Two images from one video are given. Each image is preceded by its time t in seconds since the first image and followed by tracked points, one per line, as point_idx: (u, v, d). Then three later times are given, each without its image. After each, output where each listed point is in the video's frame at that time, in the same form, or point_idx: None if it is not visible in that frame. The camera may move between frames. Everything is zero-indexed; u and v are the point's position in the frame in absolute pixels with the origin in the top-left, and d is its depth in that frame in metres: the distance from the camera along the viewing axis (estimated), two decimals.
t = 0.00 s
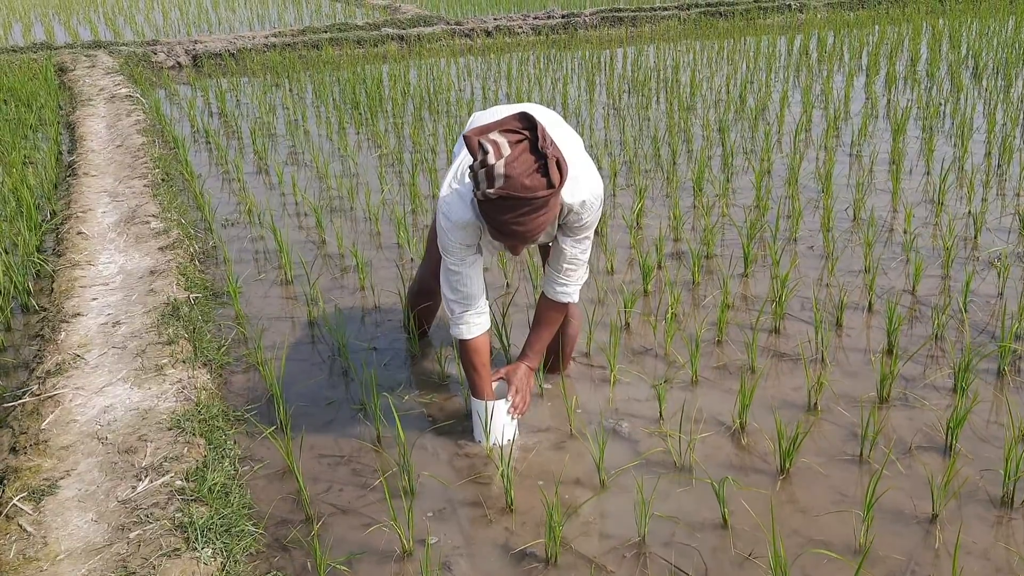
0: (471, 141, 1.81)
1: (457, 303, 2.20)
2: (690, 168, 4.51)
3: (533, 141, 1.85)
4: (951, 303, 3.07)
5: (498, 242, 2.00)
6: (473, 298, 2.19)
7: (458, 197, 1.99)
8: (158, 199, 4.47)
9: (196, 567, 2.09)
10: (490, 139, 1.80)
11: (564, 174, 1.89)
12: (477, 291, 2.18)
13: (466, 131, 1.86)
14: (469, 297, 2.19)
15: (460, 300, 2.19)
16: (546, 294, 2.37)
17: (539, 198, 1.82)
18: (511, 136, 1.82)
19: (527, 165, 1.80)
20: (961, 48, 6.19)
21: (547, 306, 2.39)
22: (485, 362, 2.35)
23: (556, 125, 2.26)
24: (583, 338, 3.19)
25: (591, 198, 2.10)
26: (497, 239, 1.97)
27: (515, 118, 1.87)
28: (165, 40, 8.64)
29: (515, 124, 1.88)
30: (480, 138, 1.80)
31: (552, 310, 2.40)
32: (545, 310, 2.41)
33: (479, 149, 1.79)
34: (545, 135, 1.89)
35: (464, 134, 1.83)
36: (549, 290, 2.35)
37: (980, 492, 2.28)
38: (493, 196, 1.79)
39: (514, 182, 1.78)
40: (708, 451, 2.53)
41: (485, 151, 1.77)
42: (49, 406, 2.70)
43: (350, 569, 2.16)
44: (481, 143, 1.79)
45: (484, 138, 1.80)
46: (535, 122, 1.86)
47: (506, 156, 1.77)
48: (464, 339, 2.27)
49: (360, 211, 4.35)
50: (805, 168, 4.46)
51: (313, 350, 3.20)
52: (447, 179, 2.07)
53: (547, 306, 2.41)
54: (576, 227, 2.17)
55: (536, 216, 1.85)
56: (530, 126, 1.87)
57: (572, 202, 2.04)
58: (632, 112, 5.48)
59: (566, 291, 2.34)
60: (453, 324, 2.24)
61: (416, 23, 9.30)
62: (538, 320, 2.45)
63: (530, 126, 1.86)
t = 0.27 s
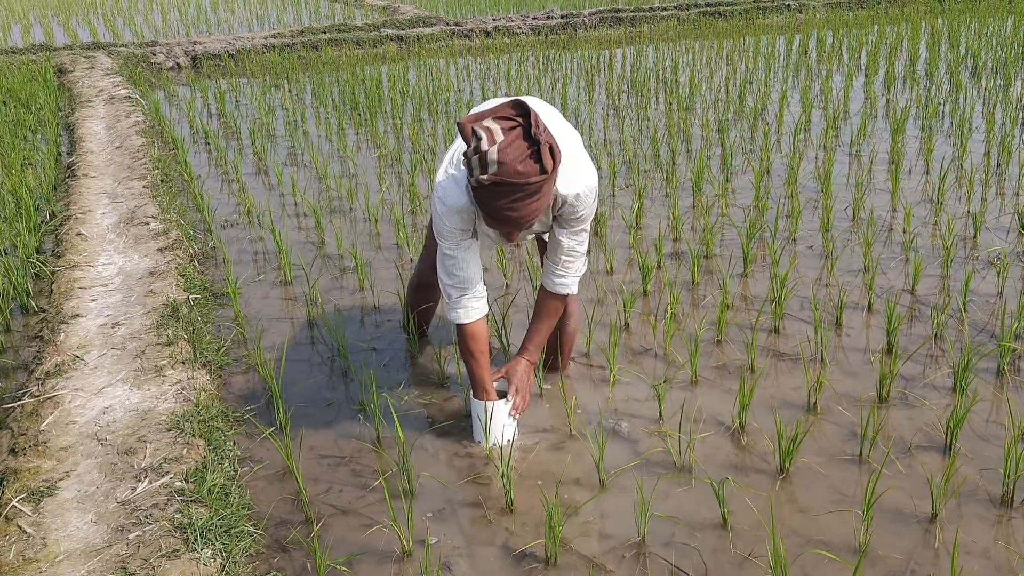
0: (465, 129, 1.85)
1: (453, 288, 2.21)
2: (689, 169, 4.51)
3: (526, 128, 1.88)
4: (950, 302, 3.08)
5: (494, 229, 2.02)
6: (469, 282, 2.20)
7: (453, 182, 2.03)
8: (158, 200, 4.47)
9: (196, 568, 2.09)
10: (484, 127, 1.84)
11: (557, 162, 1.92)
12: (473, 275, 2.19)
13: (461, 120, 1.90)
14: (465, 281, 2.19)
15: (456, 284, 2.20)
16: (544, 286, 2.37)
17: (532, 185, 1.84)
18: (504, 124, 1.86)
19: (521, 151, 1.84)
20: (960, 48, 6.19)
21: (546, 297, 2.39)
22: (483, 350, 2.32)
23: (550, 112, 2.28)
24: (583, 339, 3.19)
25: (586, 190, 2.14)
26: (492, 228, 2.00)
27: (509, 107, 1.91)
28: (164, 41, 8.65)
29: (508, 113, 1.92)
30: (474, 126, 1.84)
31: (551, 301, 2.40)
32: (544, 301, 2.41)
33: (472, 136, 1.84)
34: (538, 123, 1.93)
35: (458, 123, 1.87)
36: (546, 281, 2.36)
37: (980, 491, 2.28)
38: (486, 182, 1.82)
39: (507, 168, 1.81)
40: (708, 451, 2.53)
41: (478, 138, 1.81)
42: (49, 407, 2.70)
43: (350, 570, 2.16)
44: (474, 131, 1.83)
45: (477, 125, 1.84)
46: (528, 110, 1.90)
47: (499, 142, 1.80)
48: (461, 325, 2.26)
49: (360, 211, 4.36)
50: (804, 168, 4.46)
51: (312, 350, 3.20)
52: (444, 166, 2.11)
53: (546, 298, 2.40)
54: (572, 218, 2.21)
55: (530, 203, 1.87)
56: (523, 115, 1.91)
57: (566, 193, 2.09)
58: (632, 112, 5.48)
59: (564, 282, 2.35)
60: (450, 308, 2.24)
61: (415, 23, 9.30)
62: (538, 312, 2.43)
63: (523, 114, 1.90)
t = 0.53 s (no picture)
0: (458, 102, 1.88)
1: (440, 264, 2.24)
2: (688, 169, 4.51)
3: (519, 103, 1.91)
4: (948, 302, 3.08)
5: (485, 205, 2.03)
6: (456, 258, 2.23)
7: (441, 157, 2.11)
8: (156, 202, 4.47)
9: (194, 570, 2.08)
10: (476, 99, 1.86)
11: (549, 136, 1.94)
12: (460, 250, 2.22)
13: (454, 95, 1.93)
14: (452, 257, 2.22)
15: (442, 259, 2.23)
16: (550, 267, 2.40)
17: (523, 157, 1.86)
18: (497, 98, 1.89)
19: (512, 124, 1.86)
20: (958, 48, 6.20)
21: (552, 278, 2.41)
22: (470, 328, 2.30)
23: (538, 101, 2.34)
24: (581, 339, 3.19)
25: (580, 174, 2.17)
26: (483, 204, 2.01)
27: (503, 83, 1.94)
28: (162, 43, 8.65)
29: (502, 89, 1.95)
30: (466, 98, 1.87)
31: (559, 281, 2.41)
32: (550, 282, 2.43)
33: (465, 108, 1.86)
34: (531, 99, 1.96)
35: (451, 96, 1.90)
36: (552, 263, 2.38)
37: (978, 491, 2.28)
38: (477, 153, 1.84)
39: (498, 140, 1.83)
40: (706, 451, 2.54)
41: (471, 110, 1.84)
42: (47, 409, 2.69)
43: (349, 571, 2.16)
44: (467, 103, 1.86)
45: (470, 98, 1.87)
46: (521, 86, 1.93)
47: (491, 114, 1.83)
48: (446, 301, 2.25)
49: (358, 213, 4.35)
50: (802, 168, 4.47)
51: (311, 351, 3.20)
52: (433, 145, 2.21)
53: (553, 279, 2.43)
54: (568, 203, 2.24)
55: (520, 176, 1.89)
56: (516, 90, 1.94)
57: (560, 176, 2.12)
58: (630, 113, 5.48)
59: (569, 263, 2.37)
60: (437, 285, 2.25)
61: (413, 23, 9.30)
62: (545, 292, 2.45)
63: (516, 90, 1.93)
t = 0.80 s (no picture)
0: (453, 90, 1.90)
1: (408, 250, 2.26)
2: (687, 169, 4.52)
3: (514, 92, 1.92)
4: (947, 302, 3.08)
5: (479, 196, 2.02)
6: (424, 249, 2.25)
7: (432, 147, 2.15)
8: (155, 203, 4.47)
9: (194, 571, 2.08)
10: (472, 87, 1.88)
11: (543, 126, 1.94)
12: (431, 243, 2.25)
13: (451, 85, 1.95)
14: (421, 247, 2.25)
15: (411, 247, 2.25)
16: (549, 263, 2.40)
17: (517, 144, 1.85)
18: (492, 86, 1.90)
19: (506, 111, 1.86)
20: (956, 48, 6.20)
21: (551, 273, 2.42)
22: (424, 317, 2.29)
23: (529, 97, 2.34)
24: (581, 339, 3.19)
25: (577, 169, 2.17)
26: (478, 194, 2.00)
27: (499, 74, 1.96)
28: (160, 44, 8.64)
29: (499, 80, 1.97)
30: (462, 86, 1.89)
31: (558, 276, 2.42)
32: (549, 277, 2.44)
33: (460, 96, 1.88)
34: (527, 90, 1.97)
35: (448, 85, 1.92)
36: (551, 258, 2.39)
37: (978, 491, 2.28)
38: (471, 139, 1.84)
39: (492, 126, 1.83)
40: (706, 451, 2.54)
41: (465, 96, 1.85)
42: (47, 411, 2.69)
43: (349, 572, 2.16)
44: (462, 90, 1.88)
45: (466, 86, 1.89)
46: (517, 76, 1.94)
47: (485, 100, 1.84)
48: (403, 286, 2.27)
49: (357, 213, 4.35)
50: (801, 168, 4.47)
51: (311, 352, 3.20)
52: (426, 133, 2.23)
53: (552, 274, 2.44)
54: (566, 199, 2.24)
55: (514, 163, 1.88)
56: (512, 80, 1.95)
57: (556, 170, 2.12)
58: (629, 113, 5.48)
59: (568, 258, 2.37)
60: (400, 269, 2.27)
61: (411, 24, 9.30)
62: (544, 288, 2.46)
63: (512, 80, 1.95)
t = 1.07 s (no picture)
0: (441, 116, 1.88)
1: (409, 278, 2.26)
2: (687, 169, 4.52)
3: (501, 115, 1.90)
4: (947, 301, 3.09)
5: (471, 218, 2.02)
6: (426, 276, 2.26)
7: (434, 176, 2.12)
8: (156, 204, 4.47)
9: (197, 572, 2.09)
10: (459, 113, 1.87)
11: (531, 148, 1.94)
12: (431, 271, 2.25)
13: (438, 109, 1.94)
14: (422, 274, 2.25)
15: (412, 273, 2.25)
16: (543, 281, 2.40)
17: (505, 169, 1.85)
18: (479, 110, 1.89)
19: (493, 136, 1.85)
20: (955, 48, 6.21)
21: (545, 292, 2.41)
22: (410, 355, 2.33)
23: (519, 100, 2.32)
24: (581, 340, 3.20)
25: (569, 183, 2.17)
26: (468, 217, 2.00)
27: (486, 95, 1.94)
28: (160, 45, 8.65)
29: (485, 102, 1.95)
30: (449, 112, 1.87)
31: (553, 296, 2.41)
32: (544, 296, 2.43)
33: (448, 122, 1.87)
34: (514, 111, 1.96)
35: (435, 110, 1.91)
36: (546, 277, 2.39)
37: (979, 490, 2.29)
38: (459, 167, 1.83)
39: (480, 152, 1.83)
40: (707, 451, 2.54)
41: (453, 123, 1.84)
42: (49, 412, 2.70)
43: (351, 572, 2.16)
44: (450, 117, 1.86)
45: (453, 112, 1.88)
46: (503, 98, 1.93)
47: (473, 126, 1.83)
48: (403, 312, 2.29)
49: (358, 214, 4.36)
50: (801, 168, 4.48)
51: (312, 353, 3.20)
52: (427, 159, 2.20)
53: (547, 293, 2.43)
54: (559, 211, 2.25)
55: (504, 188, 1.88)
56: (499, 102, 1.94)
57: (547, 185, 2.12)
58: (629, 113, 5.49)
59: (562, 276, 2.38)
60: (400, 296, 2.27)
61: (411, 25, 9.31)
62: (540, 307, 2.45)
63: (498, 102, 1.93)
